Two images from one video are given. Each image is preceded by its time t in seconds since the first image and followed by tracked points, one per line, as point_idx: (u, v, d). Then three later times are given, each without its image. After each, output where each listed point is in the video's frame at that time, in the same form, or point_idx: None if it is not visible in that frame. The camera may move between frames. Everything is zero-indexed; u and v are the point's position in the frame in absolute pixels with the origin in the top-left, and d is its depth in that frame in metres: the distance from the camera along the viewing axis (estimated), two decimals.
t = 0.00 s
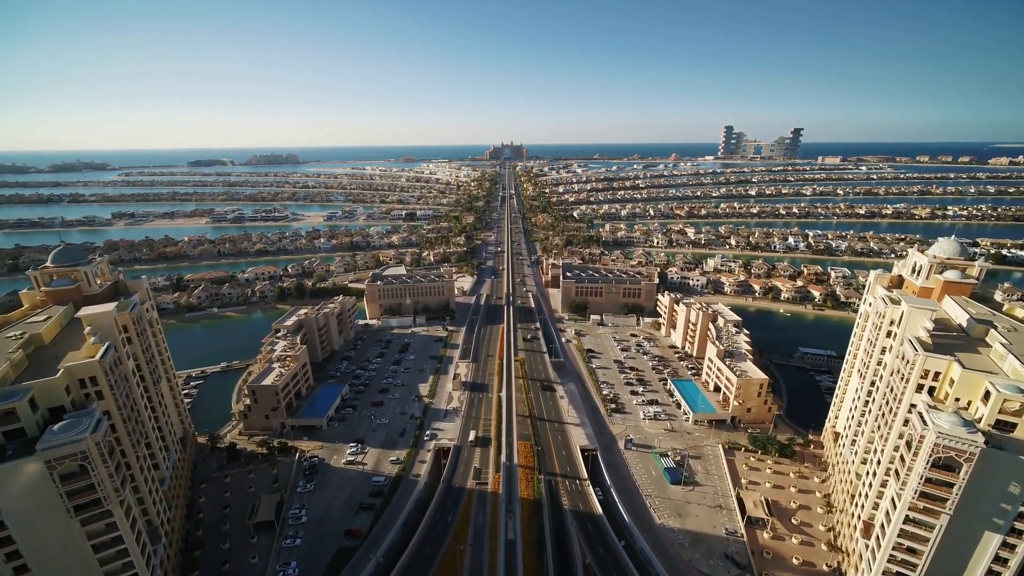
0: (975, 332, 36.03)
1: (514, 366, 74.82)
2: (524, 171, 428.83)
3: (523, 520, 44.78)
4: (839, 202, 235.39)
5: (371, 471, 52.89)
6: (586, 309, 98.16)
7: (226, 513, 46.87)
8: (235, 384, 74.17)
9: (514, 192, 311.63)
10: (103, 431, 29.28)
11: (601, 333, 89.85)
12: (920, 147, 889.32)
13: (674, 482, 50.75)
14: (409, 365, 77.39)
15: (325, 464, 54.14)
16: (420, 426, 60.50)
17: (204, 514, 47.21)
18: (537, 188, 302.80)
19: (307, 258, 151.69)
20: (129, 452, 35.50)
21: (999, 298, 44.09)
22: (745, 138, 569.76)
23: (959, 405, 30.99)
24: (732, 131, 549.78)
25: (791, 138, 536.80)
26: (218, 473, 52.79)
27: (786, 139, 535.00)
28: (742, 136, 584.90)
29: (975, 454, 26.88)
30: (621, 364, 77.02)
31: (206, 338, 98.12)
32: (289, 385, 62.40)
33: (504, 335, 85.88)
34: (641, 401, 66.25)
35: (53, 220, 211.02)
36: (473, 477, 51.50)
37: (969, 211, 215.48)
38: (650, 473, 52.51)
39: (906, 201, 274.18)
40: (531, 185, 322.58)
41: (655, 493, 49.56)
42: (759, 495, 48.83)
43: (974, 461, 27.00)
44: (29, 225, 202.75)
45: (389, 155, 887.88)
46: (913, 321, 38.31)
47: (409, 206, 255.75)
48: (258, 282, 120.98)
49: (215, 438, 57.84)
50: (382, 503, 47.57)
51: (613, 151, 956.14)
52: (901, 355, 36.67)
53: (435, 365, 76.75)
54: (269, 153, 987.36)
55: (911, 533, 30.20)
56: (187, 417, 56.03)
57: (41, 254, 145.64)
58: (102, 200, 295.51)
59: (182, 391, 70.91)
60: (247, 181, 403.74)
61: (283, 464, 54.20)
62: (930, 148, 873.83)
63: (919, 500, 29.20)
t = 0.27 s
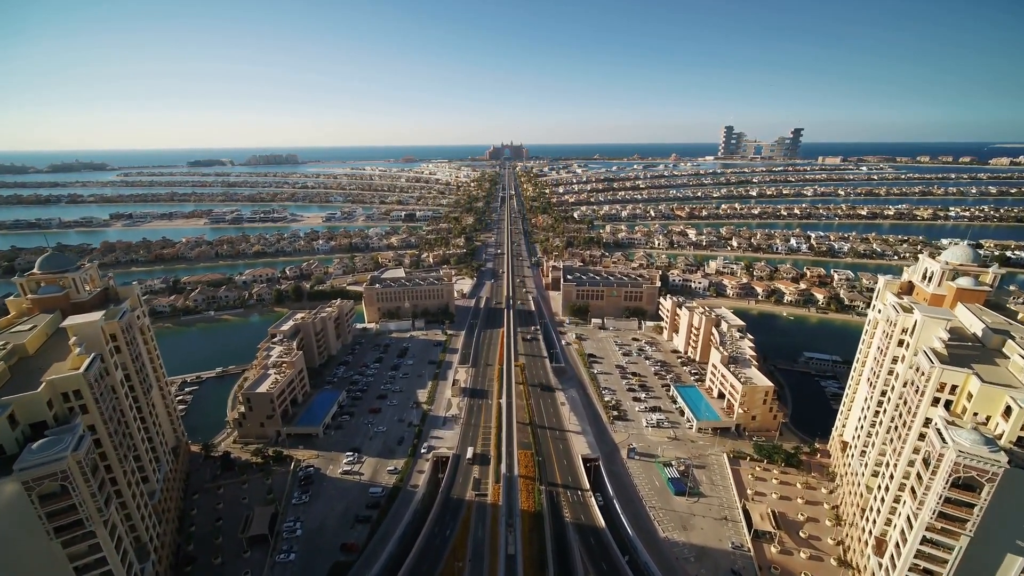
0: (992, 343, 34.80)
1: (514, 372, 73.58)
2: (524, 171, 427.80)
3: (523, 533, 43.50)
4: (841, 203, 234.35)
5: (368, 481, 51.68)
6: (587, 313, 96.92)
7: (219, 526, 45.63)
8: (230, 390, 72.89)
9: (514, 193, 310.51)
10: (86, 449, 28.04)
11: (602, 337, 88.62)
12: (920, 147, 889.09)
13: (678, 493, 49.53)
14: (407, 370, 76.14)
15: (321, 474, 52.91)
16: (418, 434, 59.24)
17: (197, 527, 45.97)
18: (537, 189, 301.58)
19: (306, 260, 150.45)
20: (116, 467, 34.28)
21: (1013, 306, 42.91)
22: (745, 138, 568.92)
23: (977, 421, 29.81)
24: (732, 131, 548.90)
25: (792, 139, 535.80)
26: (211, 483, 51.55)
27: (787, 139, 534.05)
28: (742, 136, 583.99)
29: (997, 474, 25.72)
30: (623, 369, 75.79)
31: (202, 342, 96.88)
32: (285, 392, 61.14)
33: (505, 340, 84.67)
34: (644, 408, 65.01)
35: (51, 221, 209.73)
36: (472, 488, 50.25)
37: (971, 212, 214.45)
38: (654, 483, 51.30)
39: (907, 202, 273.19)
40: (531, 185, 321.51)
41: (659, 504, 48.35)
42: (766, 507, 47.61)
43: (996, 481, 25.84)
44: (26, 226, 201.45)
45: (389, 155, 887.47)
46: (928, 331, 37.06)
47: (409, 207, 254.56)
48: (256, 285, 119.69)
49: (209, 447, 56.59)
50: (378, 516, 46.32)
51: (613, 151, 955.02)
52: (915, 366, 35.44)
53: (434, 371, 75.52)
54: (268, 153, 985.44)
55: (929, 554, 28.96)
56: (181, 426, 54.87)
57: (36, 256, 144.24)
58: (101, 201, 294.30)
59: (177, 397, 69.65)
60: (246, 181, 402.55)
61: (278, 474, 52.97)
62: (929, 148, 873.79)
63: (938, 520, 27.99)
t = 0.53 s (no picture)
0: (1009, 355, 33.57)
1: (514, 378, 72.34)
2: (523, 171, 426.65)
3: (523, 547, 42.26)
4: (842, 204, 233.23)
5: (365, 492, 50.44)
6: (589, 316, 95.70)
7: (211, 540, 44.38)
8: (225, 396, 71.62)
9: (513, 193, 309.38)
10: (66, 468, 26.72)
11: (604, 341, 87.42)
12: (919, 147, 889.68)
13: (682, 504, 48.29)
14: (406, 376, 74.91)
15: (316, 485, 51.68)
16: (416, 443, 58.03)
17: (187, 540, 44.70)
18: (537, 189, 300.34)
19: (304, 262, 149.15)
20: (101, 483, 33.02)
21: None
22: (746, 138, 568.05)
23: (998, 437, 28.61)
24: (732, 131, 548.07)
25: (792, 139, 534.89)
26: (203, 494, 50.31)
27: (787, 139, 533.17)
28: (742, 136, 583.15)
29: (1022, 496, 24.53)
30: (625, 375, 74.63)
31: (198, 346, 95.54)
32: (280, 399, 59.97)
33: (505, 344, 83.47)
34: (646, 416, 63.82)
35: (48, 222, 208.20)
36: (471, 500, 48.98)
37: (974, 213, 213.46)
38: (657, 494, 50.05)
39: (908, 203, 272.30)
40: (531, 185, 320.59)
41: (663, 516, 47.10)
42: (773, 520, 46.39)
43: (1021, 503, 24.66)
44: (24, 227, 200.22)
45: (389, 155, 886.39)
46: (944, 342, 35.76)
47: (408, 208, 253.27)
48: (253, 287, 118.42)
49: (202, 456, 55.34)
50: (375, 529, 45.02)
51: (613, 151, 954.08)
52: (930, 378, 34.22)
53: (433, 376, 74.30)
54: (268, 153, 983.52)
55: None
56: (173, 435, 53.68)
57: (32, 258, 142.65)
58: (98, 201, 292.74)
59: (170, 404, 68.41)
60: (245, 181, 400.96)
61: (272, 484, 51.74)
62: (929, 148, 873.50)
63: (957, 542, 26.75)
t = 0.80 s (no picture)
0: None
1: (514, 383, 71.15)
2: (523, 172, 425.50)
3: (524, 562, 41.06)
4: (844, 205, 232.11)
5: (362, 504, 49.19)
6: (590, 320, 94.49)
7: (202, 554, 43.14)
8: (220, 403, 70.39)
9: (513, 193, 308.37)
10: (44, 490, 25.45)
11: (605, 345, 86.24)
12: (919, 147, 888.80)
13: (687, 516, 47.09)
14: (404, 381, 73.67)
15: (312, 496, 50.46)
16: (415, 452, 56.81)
17: (179, 554, 43.47)
18: (538, 190, 299.12)
19: (302, 264, 147.88)
20: (86, 499, 31.81)
21: None
22: (746, 138, 566.91)
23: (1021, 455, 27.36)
24: (733, 132, 547.18)
25: (793, 139, 533.80)
26: (196, 506, 49.07)
27: (787, 139, 532.13)
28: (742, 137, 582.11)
29: None
30: (627, 380, 73.42)
31: (193, 350, 94.25)
32: (276, 407, 58.73)
33: (505, 349, 82.24)
34: (649, 423, 62.63)
35: (45, 222, 206.71)
36: (470, 512, 47.72)
37: (976, 214, 212.33)
38: (661, 506, 48.86)
39: (910, 204, 271.03)
40: (532, 186, 319.54)
41: (667, 529, 45.91)
42: (780, 533, 45.17)
43: None
44: (21, 228, 198.98)
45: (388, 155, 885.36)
46: (961, 354, 34.50)
47: (408, 209, 252.04)
48: (250, 290, 117.18)
49: (196, 465, 54.14)
50: (371, 543, 43.77)
51: (613, 151, 953.03)
52: (947, 391, 33.00)
53: (432, 382, 73.04)
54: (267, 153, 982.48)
55: None
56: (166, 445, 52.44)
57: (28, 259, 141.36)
58: (96, 202, 291.21)
59: (164, 411, 67.21)
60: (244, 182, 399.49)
61: (266, 495, 50.50)
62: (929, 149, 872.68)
63: (980, 567, 25.52)
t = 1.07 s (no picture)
0: None
1: (515, 390, 69.97)
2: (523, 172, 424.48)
3: None
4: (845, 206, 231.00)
5: (359, 516, 47.93)
6: (591, 324, 93.31)
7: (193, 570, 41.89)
8: (215, 409, 69.14)
9: (513, 194, 307.38)
10: (20, 513, 24.31)
11: (606, 350, 85.06)
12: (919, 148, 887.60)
13: (691, 529, 45.90)
14: (402, 388, 72.43)
15: (307, 508, 49.20)
16: (413, 461, 55.55)
17: (169, 569, 42.24)
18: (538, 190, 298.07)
19: (301, 266, 146.73)
20: (69, 518, 30.62)
21: None
22: (746, 138, 565.80)
23: None
24: (733, 132, 546.35)
25: (793, 139, 532.68)
26: (188, 518, 47.77)
27: (788, 139, 531.13)
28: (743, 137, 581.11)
29: None
30: (629, 386, 72.20)
31: (189, 354, 92.98)
32: (271, 415, 57.49)
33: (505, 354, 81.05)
34: (652, 431, 61.43)
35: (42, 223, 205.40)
36: (469, 525, 46.46)
37: (979, 215, 211.24)
38: (665, 518, 47.66)
39: (912, 205, 270.06)
40: (532, 186, 318.47)
41: (671, 542, 44.72)
42: (788, 547, 43.94)
43: None
44: (19, 229, 197.78)
45: (388, 155, 883.45)
46: (977, 367, 33.31)
47: (407, 210, 250.92)
48: (248, 292, 115.98)
49: (189, 475, 52.89)
50: (368, 557, 42.51)
51: (613, 151, 951.58)
52: (963, 405, 31.86)
53: (431, 388, 71.81)
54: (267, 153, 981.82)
55: None
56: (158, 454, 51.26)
57: (24, 261, 140.21)
58: (95, 202, 289.96)
59: (158, 418, 66.01)
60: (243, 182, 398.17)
61: (261, 507, 49.25)
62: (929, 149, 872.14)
63: None
